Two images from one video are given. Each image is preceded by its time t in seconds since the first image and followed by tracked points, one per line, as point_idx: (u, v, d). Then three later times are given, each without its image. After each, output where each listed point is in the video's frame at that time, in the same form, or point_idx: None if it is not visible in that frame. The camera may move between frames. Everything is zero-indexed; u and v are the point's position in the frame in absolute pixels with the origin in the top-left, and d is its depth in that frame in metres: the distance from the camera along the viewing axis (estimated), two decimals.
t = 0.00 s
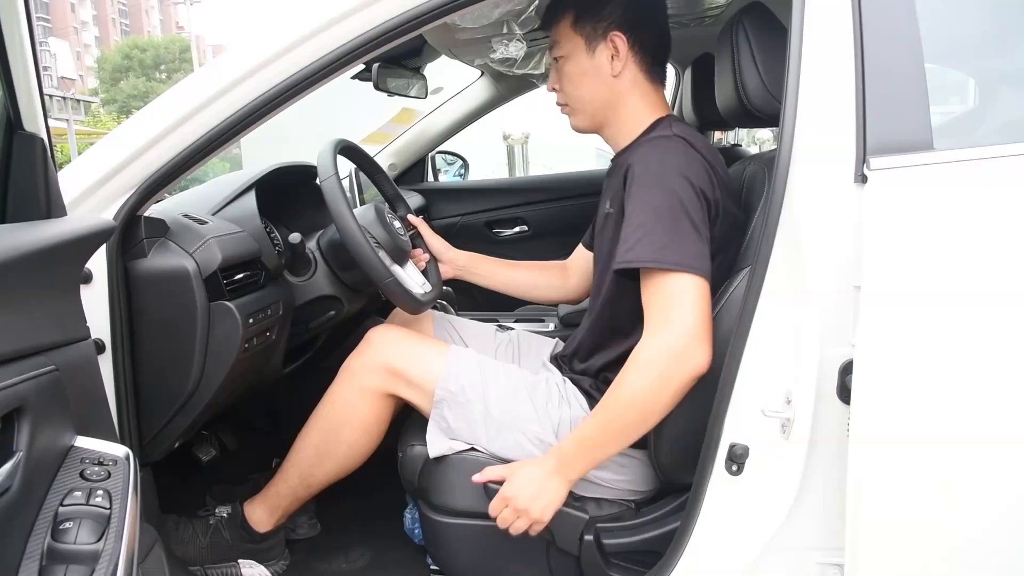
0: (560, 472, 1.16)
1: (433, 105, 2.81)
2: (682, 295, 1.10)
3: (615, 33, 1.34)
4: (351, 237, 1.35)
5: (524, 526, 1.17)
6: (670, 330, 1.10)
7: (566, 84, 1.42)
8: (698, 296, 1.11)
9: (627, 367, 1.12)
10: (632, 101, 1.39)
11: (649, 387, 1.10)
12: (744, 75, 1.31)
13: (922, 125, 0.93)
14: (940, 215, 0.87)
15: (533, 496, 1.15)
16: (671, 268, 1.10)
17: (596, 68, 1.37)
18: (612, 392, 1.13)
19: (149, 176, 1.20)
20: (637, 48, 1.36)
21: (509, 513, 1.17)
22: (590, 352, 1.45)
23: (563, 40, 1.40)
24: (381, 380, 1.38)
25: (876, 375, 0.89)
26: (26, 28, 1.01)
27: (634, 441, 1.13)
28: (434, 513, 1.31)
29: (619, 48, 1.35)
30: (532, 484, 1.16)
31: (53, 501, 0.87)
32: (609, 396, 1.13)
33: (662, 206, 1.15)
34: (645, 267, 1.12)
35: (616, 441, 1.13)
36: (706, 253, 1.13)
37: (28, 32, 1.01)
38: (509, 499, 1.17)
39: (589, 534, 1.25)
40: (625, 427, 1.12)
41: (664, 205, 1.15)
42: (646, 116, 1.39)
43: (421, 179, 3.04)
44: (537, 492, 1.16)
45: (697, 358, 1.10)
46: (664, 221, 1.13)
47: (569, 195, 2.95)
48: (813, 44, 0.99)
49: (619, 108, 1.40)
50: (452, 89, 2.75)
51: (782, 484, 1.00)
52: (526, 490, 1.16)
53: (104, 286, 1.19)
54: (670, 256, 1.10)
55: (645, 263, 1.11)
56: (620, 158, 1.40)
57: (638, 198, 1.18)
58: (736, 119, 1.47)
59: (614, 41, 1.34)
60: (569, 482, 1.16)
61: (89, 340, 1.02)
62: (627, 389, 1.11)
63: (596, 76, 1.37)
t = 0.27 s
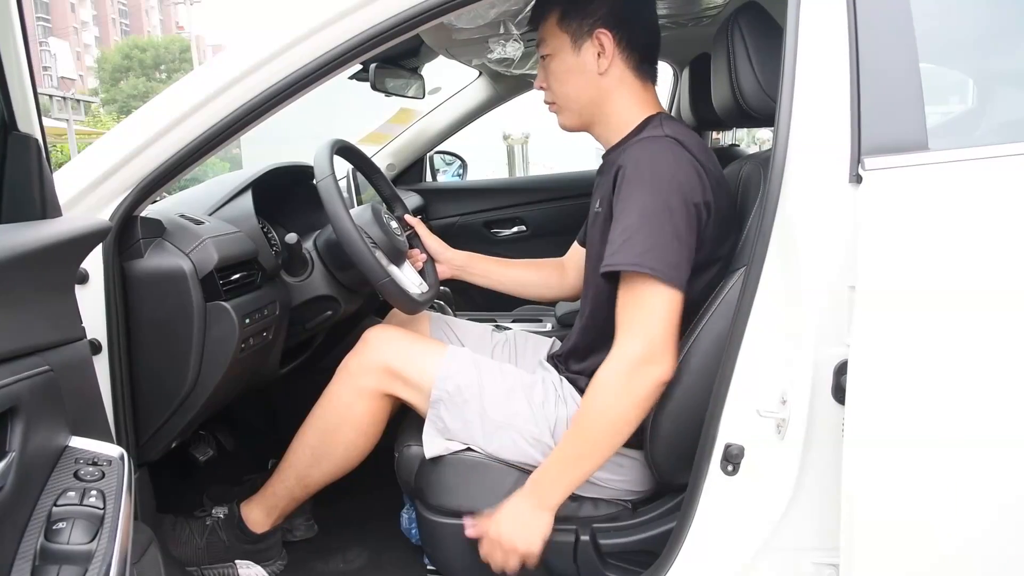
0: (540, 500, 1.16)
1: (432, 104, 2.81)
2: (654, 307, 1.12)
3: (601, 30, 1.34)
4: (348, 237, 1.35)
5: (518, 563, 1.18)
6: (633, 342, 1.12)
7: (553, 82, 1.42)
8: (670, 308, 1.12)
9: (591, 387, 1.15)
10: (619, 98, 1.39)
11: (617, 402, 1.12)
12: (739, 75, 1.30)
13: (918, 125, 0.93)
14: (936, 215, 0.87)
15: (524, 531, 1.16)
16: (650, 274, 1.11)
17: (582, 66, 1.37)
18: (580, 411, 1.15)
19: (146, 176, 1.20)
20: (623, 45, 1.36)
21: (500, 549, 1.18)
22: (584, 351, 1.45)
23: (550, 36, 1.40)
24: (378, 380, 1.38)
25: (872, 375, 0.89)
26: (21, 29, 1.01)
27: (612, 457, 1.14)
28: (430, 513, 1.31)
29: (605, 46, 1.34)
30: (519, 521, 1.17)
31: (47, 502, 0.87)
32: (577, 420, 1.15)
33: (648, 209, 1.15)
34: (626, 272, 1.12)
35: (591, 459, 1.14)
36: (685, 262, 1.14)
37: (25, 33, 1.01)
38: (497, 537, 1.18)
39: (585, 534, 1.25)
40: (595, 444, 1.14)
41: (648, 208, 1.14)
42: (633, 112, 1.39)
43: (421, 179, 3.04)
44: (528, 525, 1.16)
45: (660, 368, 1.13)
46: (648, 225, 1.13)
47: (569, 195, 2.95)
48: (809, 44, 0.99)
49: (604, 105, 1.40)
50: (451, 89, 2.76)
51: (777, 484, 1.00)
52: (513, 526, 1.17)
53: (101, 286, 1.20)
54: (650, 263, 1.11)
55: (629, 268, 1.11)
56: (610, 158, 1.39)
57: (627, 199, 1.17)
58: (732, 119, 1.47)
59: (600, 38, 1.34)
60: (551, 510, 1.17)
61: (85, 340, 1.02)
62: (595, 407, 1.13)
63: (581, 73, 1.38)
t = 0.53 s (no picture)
0: (553, 477, 1.17)
1: (432, 104, 2.80)
2: (678, 294, 1.11)
3: (603, 29, 1.34)
4: (349, 237, 1.35)
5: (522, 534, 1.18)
6: (661, 329, 1.10)
7: (556, 83, 1.42)
8: (693, 294, 1.11)
9: (617, 371, 1.14)
10: (623, 97, 1.39)
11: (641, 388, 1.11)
12: (740, 74, 1.31)
13: (920, 125, 0.93)
14: (938, 215, 0.87)
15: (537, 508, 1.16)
16: (664, 264, 1.11)
17: (584, 66, 1.37)
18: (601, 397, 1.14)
19: (147, 176, 1.20)
20: (626, 45, 1.36)
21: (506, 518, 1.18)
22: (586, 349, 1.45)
23: (552, 39, 1.40)
24: (379, 379, 1.38)
25: (874, 374, 0.89)
26: (24, 28, 1.01)
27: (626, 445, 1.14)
28: (432, 512, 1.32)
29: (607, 45, 1.35)
30: (532, 494, 1.17)
31: (51, 501, 0.87)
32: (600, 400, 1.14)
33: (657, 201, 1.15)
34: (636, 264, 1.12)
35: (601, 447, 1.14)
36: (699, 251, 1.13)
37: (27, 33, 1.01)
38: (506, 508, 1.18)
39: (587, 533, 1.25)
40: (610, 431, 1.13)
41: (657, 201, 1.15)
42: (638, 110, 1.39)
43: (421, 179, 3.04)
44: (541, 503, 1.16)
45: (689, 357, 1.11)
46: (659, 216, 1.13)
47: (569, 195, 2.96)
48: (811, 44, 0.99)
49: (609, 104, 1.40)
50: (452, 88, 2.74)
51: (780, 484, 1.00)
52: (526, 500, 1.17)
53: (102, 286, 1.20)
54: (662, 254, 1.11)
55: (640, 259, 1.11)
56: (614, 155, 1.39)
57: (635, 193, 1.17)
58: (734, 118, 1.47)
59: (602, 37, 1.35)
60: (563, 486, 1.17)
61: (87, 340, 1.02)
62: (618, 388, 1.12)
63: (585, 74, 1.38)
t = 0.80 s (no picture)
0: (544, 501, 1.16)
1: (433, 105, 2.80)
2: (648, 307, 1.13)
3: (605, 29, 1.34)
4: (351, 237, 1.35)
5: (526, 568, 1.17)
6: (625, 340, 1.13)
7: (558, 83, 1.42)
8: (663, 306, 1.13)
9: (588, 388, 1.15)
10: (624, 97, 1.39)
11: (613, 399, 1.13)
12: (742, 73, 1.31)
13: (923, 125, 0.93)
14: (942, 215, 0.87)
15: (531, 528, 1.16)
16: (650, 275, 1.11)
17: (587, 66, 1.37)
18: (579, 411, 1.16)
19: (149, 176, 1.20)
20: (628, 45, 1.36)
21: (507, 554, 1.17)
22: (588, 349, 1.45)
23: (555, 38, 1.40)
24: (380, 379, 1.38)
25: (877, 375, 0.89)
26: (26, 28, 1.01)
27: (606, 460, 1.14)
28: (434, 512, 1.32)
29: (610, 46, 1.35)
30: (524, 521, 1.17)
31: (54, 502, 0.86)
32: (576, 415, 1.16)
33: (651, 209, 1.15)
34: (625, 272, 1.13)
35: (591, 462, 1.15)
36: (684, 264, 1.13)
37: (29, 33, 1.01)
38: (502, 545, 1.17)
39: (589, 533, 1.25)
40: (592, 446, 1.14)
41: (653, 209, 1.14)
42: (640, 111, 1.39)
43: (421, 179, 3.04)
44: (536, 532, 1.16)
45: (651, 367, 1.13)
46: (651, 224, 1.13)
47: (569, 195, 2.96)
48: (813, 44, 0.99)
49: (611, 104, 1.40)
50: (452, 89, 2.75)
51: (782, 484, 1.00)
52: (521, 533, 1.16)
53: (105, 286, 1.19)
54: (649, 263, 1.11)
55: (630, 268, 1.11)
56: (619, 157, 1.39)
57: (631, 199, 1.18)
58: (735, 117, 1.47)
59: (605, 38, 1.35)
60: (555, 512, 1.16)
61: (89, 340, 1.02)
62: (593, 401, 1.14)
63: (587, 74, 1.38)
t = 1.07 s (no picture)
0: (565, 482, 1.17)
1: (433, 104, 2.79)
2: (678, 292, 1.11)
3: (603, 28, 1.34)
4: (350, 236, 1.35)
5: (531, 536, 1.19)
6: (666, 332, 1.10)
7: (556, 80, 1.42)
8: (692, 292, 1.11)
9: (624, 372, 1.12)
10: (622, 96, 1.39)
11: (650, 388, 1.10)
12: (740, 73, 1.31)
13: (922, 124, 0.93)
14: (940, 215, 0.87)
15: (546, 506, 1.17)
16: (662, 266, 1.11)
17: (584, 63, 1.37)
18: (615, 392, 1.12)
19: (148, 176, 1.20)
20: (626, 45, 1.36)
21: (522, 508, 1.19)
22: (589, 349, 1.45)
23: (554, 35, 1.40)
24: (379, 379, 1.38)
25: (876, 375, 0.89)
26: (25, 28, 1.01)
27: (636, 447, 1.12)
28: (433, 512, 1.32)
29: (607, 44, 1.35)
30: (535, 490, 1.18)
31: (52, 502, 0.87)
32: (610, 401, 1.13)
33: (655, 202, 1.15)
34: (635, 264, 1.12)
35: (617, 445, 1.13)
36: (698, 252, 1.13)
37: (28, 33, 1.01)
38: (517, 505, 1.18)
39: (587, 532, 1.25)
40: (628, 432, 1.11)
41: (654, 202, 1.15)
42: (636, 110, 1.39)
43: (421, 179, 3.04)
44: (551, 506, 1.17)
45: (694, 356, 1.10)
46: (655, 217, 1.13)
47: (569, 195, 2.96)
48: (812, 44, 0.99)
49: (607, 102, 1.40)
50: (452, 88, 2.74)
51: (780, 483, 1.00)
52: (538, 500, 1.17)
53: (103, 287, 1.19)
54: (659, 254, 1.11)
55: (637, 259, 1.11)
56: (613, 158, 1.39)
57: (631, 194, 1.18)
58: (734, 118, 1.47)
59: (603, 36, 1.35)
60: (574, 492, 1.17)
61: (87, 340, 1.02)
62: (628, 387, 1.11)
63: (584, 70, 1.38)
